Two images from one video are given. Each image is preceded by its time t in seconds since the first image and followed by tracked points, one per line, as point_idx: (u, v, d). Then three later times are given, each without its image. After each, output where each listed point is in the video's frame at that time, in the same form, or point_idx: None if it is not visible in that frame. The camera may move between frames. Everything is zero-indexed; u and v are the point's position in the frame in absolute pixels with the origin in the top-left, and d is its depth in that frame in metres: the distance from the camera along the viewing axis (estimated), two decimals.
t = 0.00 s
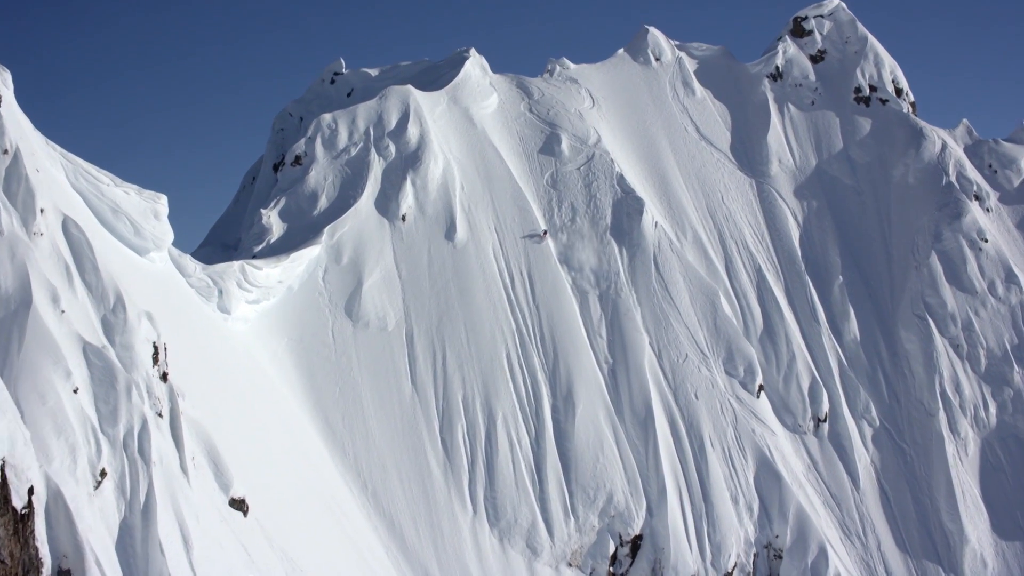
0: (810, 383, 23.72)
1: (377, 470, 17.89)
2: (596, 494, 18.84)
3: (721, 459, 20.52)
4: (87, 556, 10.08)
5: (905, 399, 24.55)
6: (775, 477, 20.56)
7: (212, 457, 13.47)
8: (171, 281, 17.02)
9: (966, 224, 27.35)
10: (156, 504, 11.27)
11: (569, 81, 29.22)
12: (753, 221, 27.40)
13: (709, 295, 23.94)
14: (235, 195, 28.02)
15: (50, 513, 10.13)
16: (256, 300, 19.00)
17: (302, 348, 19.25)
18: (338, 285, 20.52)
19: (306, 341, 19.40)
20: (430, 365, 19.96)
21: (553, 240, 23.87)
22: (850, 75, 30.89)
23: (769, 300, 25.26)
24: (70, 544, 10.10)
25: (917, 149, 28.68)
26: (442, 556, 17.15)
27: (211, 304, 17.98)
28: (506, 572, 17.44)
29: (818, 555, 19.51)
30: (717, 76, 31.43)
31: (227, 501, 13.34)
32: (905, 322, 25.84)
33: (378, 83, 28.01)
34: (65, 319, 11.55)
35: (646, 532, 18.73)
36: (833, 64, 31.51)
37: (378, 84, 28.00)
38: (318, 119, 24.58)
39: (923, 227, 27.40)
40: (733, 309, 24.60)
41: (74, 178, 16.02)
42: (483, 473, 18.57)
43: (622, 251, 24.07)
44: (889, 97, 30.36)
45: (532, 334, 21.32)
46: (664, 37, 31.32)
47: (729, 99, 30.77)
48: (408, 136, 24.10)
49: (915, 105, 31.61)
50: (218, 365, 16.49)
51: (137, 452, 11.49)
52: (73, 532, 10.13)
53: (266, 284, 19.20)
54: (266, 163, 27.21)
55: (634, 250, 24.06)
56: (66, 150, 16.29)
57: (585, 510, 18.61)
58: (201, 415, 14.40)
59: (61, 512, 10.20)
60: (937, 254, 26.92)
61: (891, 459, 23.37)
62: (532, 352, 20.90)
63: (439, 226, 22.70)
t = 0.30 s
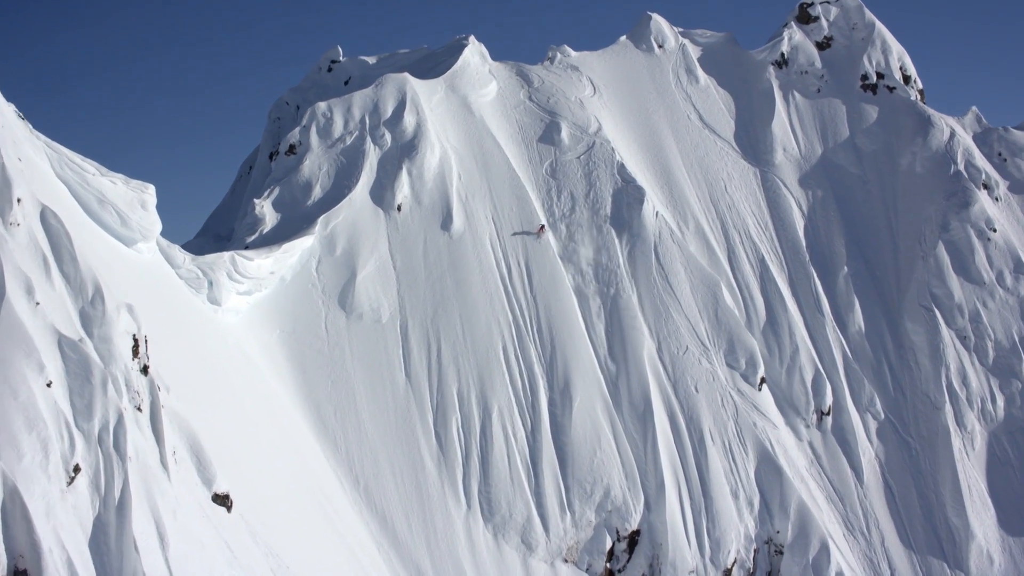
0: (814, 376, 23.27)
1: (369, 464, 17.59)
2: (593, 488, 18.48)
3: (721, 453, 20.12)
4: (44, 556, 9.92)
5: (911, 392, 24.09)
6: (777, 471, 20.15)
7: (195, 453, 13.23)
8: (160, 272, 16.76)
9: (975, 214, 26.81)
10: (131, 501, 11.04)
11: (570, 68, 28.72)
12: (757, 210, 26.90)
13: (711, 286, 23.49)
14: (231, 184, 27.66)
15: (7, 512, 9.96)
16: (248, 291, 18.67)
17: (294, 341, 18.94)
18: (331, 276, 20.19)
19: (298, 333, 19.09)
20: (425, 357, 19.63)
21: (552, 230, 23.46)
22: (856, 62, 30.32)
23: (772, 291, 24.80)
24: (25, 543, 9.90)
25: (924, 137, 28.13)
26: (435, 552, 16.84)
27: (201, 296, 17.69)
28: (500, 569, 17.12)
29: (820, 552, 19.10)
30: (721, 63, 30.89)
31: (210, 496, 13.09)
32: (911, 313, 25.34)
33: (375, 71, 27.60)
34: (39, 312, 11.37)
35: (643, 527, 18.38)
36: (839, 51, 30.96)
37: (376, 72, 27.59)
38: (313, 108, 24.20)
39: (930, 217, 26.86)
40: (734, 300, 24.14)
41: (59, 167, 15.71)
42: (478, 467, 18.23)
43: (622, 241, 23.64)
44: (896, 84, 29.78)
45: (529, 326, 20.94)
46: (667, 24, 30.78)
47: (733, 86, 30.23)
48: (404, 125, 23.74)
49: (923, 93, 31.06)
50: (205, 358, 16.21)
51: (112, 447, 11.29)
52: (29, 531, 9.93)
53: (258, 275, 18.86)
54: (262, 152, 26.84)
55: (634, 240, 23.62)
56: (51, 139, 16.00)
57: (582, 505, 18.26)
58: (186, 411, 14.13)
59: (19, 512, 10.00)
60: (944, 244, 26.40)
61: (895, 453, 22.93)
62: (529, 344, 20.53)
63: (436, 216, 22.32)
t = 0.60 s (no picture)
0: (815, 368, 22.76)
1: (357, 458, 17.25)
2: (586, 483, 18.08)
3: (718, 447, 19.68)
4: None
5: (915, 384, 23.57)
6: (775, 466, 19.70)
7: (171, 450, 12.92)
8: (142, 263, 16.41)
9: (982, 202, 26.22)
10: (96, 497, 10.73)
11: (568, 55, 28.16)
12: (759, 199, 26.34)
13: (710, 276, 22.99)
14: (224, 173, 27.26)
15: None
16: (235, 281, 18.32)
17: (282, 332, 18.60)
18: (320, 266, 19.81)
19: (286, 325, 18.74)
20: (415, 349, 19.26)
21: (548, 219, 23.00)
22: (862, 48, 29.68)
23: (773, 281, 24.29)
24: None
25: (931, 124, 27.52)
26: (422, 548, 16.48)
27: (186, 287, 17.35)
28: (490, 565, 16.74)
29: (818, 548, 18.64)
30: (724, 49, 30.28)
31: (186, 492, 12.79)
32: (916, 304, 24.79)
33: (370, 57, 27.12)
34: (4, 303, 11.11)
35: (638, 523, 17.96)
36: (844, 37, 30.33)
37: (371, 58, 27.11)
38: (304, 95, 23.75)
39: (937, 205, 26.26)
40: (734, 290, 23.63)
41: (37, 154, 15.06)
42: (468, 461, 17.85)
43: (620, 231, 23.16)
44: (903, 70, 29.13)
45: (522, 317, 20.51)
46: (668, 9, 30.16)
47: (736, 72, 29.62)
48: (397, 112, 23.29)
49: (930, 79, 30.43)
50: (187, 350, 15.86)
51: (79, 442, 11.04)
52: None
53: (246, 266, 18.49)
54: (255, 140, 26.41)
55: (631, 230, 23.14)
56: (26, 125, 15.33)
57: (575, 500, 17.86)
58: (163, 405, 13.80)
59: None
60: (950, 233, 25.80)
61: (898, 447, 22.44)
62: (522, 336, 20.10)
63: (428, 205, 21.89)
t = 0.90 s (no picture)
0: (815, 361, 22.32)
1: (344, 453, 16.95)
2: (578, 479, 17.73)
3: (714, 442, 19.29)
4: None
5: (917, 378, 23.12)
6: (772, 462, 19.31)
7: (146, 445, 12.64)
8: (125, 255, 16.10)
9: (987, 193, 25.70)
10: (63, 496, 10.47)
11: (566, 43, 27.66)
12: (759, 189, 25.86)
13: (707, 268, 22.54)
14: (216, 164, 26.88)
15: None
16: (221, 274, 17.95)
17: (269, 325, 18.28)
18: (309, 258, 19.47)
19: (273, 318, 18.42)
20: (405, 343, 18.92)
21: (543, 210, 22.60)
22: (866, 35, 29.14)
23: (773, 273, 23.84)
24: None
25: (935, 113, 26.97)
26: (410, 545, 16.17)
27: (170, 279, 17.02)
28: (479, 563, 16.40)
29: (816, 545, 18.24)
30: (725, 37, 29.73)
31: (162, 489, 12.52)
32: (918, 296, 24.28)
33: (364, 46, 26.68)
34: None
35: (631, 520, 17.61)
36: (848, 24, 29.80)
37: (364, 47, 26.68)
38: (295, 84, 23.35)
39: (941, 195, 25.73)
40: (732, 283, 23.18)
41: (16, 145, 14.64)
42: (458, 457, 17.51)
43: (615, 222, 22.75)
44: (907, 58, 28.50)
45: (515, 310, 20.13)
46: None
47: (737, 60, 29.09)
48: (389, 101, 22.89)
49: (936, 67, 29.92)
50: (168, 344, 15.56)
51: (46, 438, 10.77)
52: None
53: (231, 258, 18.09)
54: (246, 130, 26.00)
55: (628, 221, 22.72)
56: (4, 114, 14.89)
57: (566, 496, 17.52)
58: (141, 400, 13.50)
59: None
60: (954, 224, 25.30)
61: (899, 442, 22.00)
62: (514, 329, 19.72)
63: (420, 196, 21.50)
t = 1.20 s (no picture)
0: (814, 355, 21.88)
1: (330, 449, 16.61)
2: (569, 475, 17.37)
3: (710, 438, 18.90)
4: None
5: (919, 372, 22.64)
6: (769, 458, 18.93)
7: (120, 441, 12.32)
8: (106, 247, 15.79)
9: (992, 183, 25.16)
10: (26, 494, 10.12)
11: (562, 31, 27.17)
12: (758, 180, 25.35)
13: (704, 261, 22.10)
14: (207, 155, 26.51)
15: None
16: (206, 266, 17.59)
17: (255, 319, 17.94)
18: (296, 250, 19.11)
19: (260, 312, 18.08)
20: (394, 336, 18.56)
21: (537, 201, 22.19)
22: (870, 22, 28.57)
23: (772, 265, 23.37)
24: None
25: (940, 102, 26.42)
26: (396, 543, 15.84)
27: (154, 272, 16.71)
28: (467, 561, 16.07)
29: (813, 543, 17.83)
30: (726, 24, 29.17)
31: (137, 486, 12.20)
32: (921, 288, 23.76)
33: (357, 34, 26.26)
34: None
35: (623, 517, 17.25)
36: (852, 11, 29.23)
37: (357, 35, 26.25)
38: (285, 73, 22.98)
39: (945, 186, 25.20)
40: (730, 275, 22.74)
41: None
42: (446, 453, 17.16)
43: (611, 213, 22.32)
44: (912, 46, 28.02)
45: (507, 303, 19.74)
46: None
47: (737, 49, 28.52)
48: (380, 90, 22.48)
49: (941, 55, 29.36)
50: (149, 338, 15.21)
51: (10, 435, 10.44)
52: None
53: (216, 250, 17.71)
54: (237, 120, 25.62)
55: (623, 212, 22.30)
56: None
57: (557, 493, 17.16)
58: (117, 395, 13.18)
59: None
60: (958, 214, 24.77)
61: (900, 438, 21.55)
62: (506, 322, 19.35)
63: (411, 187, 21.11)
